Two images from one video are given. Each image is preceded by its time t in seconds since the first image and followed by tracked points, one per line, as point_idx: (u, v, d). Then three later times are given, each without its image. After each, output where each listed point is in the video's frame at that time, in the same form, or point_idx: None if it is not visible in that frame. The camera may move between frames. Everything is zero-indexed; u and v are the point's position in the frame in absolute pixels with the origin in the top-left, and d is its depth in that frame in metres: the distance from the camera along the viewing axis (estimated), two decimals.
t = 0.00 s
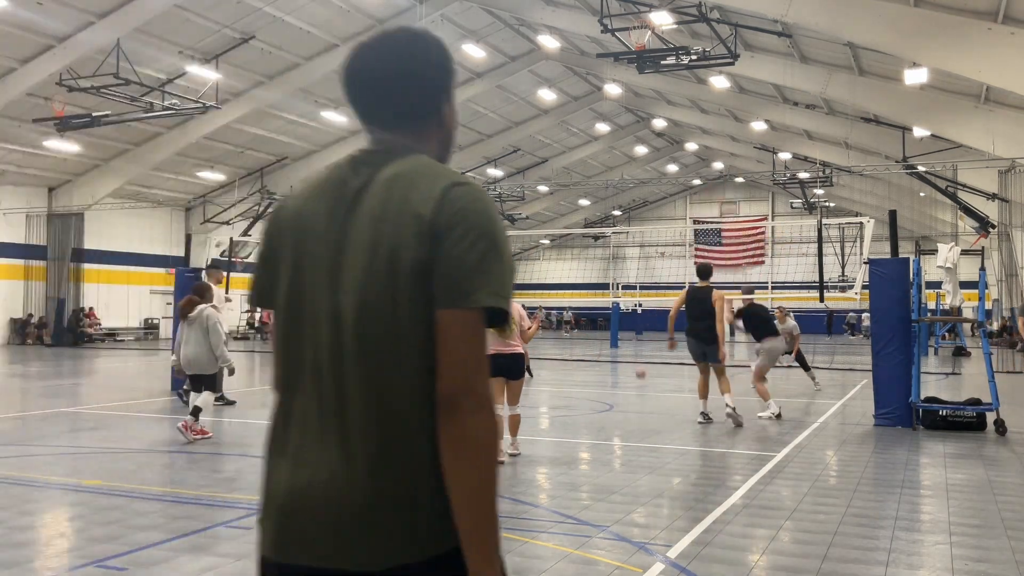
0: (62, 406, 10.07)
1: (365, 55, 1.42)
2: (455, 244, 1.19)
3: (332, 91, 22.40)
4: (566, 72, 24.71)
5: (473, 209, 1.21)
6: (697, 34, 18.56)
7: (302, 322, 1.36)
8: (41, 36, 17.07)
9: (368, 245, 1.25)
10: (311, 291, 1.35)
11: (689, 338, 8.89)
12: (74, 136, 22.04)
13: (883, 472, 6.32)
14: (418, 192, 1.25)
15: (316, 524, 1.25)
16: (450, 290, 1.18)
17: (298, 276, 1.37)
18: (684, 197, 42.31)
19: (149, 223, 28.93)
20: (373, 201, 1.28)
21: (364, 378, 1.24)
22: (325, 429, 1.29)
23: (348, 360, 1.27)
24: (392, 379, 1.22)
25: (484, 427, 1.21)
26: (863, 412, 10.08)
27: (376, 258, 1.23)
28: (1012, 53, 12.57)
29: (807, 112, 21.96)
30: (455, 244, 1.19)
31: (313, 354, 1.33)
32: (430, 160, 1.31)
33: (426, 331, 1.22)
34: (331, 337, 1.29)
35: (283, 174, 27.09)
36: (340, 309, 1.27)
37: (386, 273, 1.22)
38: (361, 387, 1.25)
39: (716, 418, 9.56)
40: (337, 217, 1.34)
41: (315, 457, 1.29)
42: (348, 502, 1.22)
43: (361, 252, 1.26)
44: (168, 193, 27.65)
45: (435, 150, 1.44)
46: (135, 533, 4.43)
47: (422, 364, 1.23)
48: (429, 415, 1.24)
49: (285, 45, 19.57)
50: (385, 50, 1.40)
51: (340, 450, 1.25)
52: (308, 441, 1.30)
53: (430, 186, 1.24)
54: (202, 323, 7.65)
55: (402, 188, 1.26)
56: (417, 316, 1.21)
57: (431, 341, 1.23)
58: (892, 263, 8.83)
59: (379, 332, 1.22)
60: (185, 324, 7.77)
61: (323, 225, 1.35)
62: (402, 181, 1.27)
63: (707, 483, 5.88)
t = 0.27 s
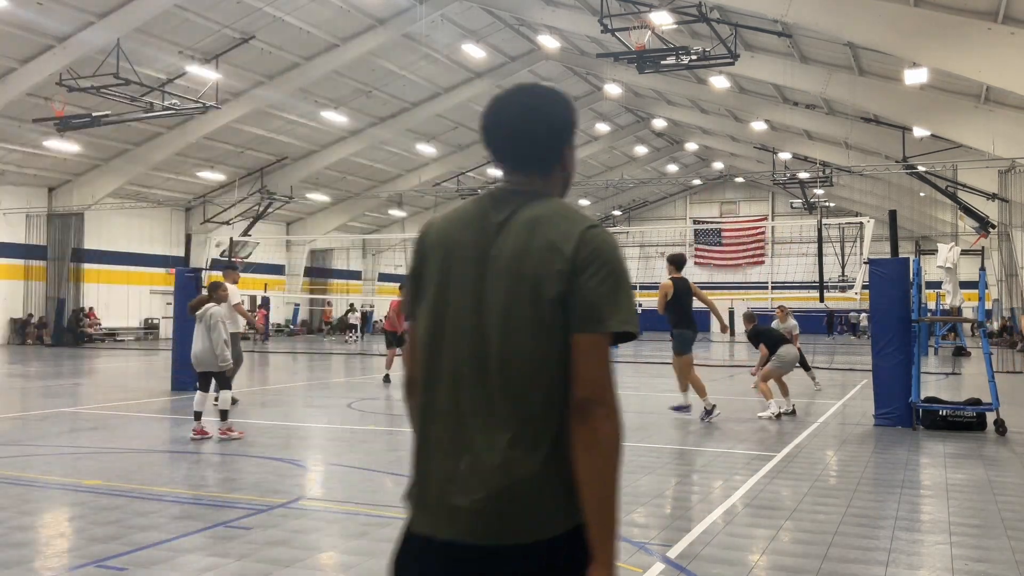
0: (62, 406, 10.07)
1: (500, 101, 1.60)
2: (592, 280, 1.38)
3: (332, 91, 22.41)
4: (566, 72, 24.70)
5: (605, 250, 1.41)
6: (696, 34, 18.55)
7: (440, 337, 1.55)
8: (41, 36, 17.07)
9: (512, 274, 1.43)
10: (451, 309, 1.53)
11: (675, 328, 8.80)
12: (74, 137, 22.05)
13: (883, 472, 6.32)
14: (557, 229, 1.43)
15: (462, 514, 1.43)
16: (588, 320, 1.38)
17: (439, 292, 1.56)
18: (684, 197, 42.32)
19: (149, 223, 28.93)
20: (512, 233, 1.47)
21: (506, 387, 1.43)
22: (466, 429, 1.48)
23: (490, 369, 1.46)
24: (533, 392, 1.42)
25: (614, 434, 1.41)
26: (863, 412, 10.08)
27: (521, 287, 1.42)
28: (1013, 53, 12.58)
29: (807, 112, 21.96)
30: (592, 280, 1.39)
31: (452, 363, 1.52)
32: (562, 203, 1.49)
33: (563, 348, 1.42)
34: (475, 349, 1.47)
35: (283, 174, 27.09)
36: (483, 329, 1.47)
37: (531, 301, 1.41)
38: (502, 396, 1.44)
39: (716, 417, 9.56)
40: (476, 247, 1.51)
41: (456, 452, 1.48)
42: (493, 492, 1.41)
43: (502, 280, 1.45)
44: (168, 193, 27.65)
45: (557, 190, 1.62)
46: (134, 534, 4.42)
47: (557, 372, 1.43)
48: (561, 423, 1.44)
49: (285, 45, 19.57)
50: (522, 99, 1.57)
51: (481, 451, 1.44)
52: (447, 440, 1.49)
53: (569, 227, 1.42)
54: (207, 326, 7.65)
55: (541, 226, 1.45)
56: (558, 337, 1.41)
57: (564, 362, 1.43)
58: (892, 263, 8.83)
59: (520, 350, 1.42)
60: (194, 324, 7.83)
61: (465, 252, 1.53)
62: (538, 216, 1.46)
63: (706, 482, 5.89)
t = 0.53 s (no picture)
0: (62, 406, 10.07)
1: (575, 123, 1.92)
2: (674, 266, 1.68)
3: (332, 91, 22.41)
4: (566, 72, 24.71)
5: (685, 241, 1.70)
6: (696, 34, 18.55)
7: (538, 317, 1.81)
8: (41, 36, 17.07)
9: (607, 263, 1.72)
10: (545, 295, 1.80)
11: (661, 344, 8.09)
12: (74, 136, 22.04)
13: (883, 472, 6.32)
14: (641, 223, 1.72)
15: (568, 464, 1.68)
16: (675, 296, 1.68)
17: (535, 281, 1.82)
18: (684, 197, 42.33)
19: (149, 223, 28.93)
20: (603, 224, 1.75)
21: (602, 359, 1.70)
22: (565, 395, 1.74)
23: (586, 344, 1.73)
24: (626, 358, 1.69)
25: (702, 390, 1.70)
26: (863, 412, 10.08)
27: (613, 274, 1.70)
28: (1013, 53, 12.58)
29: (806, 112, 21.96)
30: (675, 264, 1.68)
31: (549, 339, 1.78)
32: (639, 201, 1.78)
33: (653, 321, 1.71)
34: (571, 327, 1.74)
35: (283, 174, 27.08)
36: (578, 309, 1.73)
37: (624, 283, 1.70)
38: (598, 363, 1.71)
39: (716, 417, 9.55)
40: (568, 238, 1.78)
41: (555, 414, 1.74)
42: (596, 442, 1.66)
43: (595, 266, 1.72)
44: (168, 193, 27.65)
45: (627, 189, 1.90)
46: (134, 534, 4.42)
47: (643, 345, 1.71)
48: (651, 387, 1.72)
49: (285, 45, 19.57)
50: (597, 121, 1.88)
51: (582, 411, 1.69)
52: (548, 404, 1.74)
53: (652, 219, 1.71)
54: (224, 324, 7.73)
55: (628, 220, 1.73)
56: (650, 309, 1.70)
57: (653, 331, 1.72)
58: (892, 263, 8.83)
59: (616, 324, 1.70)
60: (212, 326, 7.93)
61: (559, 242, 1.79)
62: (621, 213, 1.75)
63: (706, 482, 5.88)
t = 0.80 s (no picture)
0: (62, 406, 10.07)
1: (623, 154, 2.10)
2: (717, 278, 1.86)
3: (332, 91, 22.42)
4: (566, 72, 24.72)
5: (722, 254, 1.88)
6: (696, 34, 18.55)
7: (591, 328, 1.98)
8: (41, 36, 17.07)
9: (654, 277, 1.89)
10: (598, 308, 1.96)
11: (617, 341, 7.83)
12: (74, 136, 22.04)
13: (883, 472, 6.32)
14: (686, 242, 1.90)
15: (624, 455, 1.86)
16: (716, 305, 1.86)
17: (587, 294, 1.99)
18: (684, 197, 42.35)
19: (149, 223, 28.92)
20: (650, 243, 1.92)
21: (651, 365, 1.87)
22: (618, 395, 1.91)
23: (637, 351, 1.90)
24: (674, 360, 1.87)
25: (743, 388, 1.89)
26: (863, 412, 10.09)
27: (660, 289, 1.88)
28: (1013, 53, 12.59)
29: (806, 112, 21.97)
30: (716, 275, 1.86)
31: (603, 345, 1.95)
32: (681, 221, 1.96)
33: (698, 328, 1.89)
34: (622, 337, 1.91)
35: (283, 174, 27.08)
36: (629, 318, 1.91)
37: (671, 294, 1.87)
38: (648, 368, 1.88)
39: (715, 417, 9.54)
40: (618, 255, 1.95)
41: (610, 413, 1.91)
42: (651, 441, 1.85)
43: (643, 279, 1.90)
44: (168, 193, 27.65)
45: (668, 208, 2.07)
46: (135, 534, 4.42)
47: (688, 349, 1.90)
48: (697, 387, 1.90)
49: (285, 45, 19.57)
50: (641, 152, 2.07)
51: (638, 411, 1.87)
52: (603, 408, 1.91)
53: (694, 238, 1.89)
54: (248, 320, 7.76)
55: (674, 238, 1.90)
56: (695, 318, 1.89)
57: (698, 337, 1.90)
58: (892, 263, 8.83)
59: (665, 331, 1.88)
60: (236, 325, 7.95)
61: (610, 260, 1.96)
62: (667, 232, 1.93)
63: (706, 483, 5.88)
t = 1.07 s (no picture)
0: (62, 406, 10.06)
1: (673, 163, 2.30)
2: (744, 276, 2.06)
3: (332, 91, 22.42)
4: (566, 72, 24.72)
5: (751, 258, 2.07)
6: (697, 34, 18.55)
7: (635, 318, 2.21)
8: (41, 36, 17.07)
9: (688, 277, 2.10)
10: (639, 303, 2.19)
11: (583, 336, 7.78)
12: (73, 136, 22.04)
13: (883, 472, 6.32)
14: (719, 246, 2.10)
15: (659, 433, 2.12)
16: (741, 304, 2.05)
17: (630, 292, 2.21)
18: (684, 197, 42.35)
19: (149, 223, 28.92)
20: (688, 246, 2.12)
21: (686, 356, 2.10)
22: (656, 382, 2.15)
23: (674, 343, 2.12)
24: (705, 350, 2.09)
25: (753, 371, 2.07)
26: (863, 412, 10.08)
27: (693, 284, 2.09)
28: (1013, 53, 12.60)
29: (806, 112, 21.97)
30: (744, 277, 2.06)
31: (644, 338, 2.18)
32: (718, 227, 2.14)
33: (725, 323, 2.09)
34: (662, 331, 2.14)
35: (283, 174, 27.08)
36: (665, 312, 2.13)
37: (702, 291, 2.08)
38: (683, 356, 2.11)
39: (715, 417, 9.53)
40: (658, 256, 2.16)
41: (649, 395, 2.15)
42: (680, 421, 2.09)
43: (680, 278, 2.11)
44: (168, 193, 27.65)
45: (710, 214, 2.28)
46: (135, 534, 4.42)
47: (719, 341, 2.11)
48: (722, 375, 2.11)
49: (285, 45, 19.57)
50: (687, 161, 2.27)
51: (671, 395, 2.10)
52: (643, 389, 2.15)
53: (727, 243, 2.09)
54: (264, 327, 7.78)
55: (707, 243, 2.10)
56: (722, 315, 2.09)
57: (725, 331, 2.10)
58: (892, 263, 8.83)
59: (697, 326, 2.10)
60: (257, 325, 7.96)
61: (650, 259, 2.17)
62: (701, 237, 2.13)
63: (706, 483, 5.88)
